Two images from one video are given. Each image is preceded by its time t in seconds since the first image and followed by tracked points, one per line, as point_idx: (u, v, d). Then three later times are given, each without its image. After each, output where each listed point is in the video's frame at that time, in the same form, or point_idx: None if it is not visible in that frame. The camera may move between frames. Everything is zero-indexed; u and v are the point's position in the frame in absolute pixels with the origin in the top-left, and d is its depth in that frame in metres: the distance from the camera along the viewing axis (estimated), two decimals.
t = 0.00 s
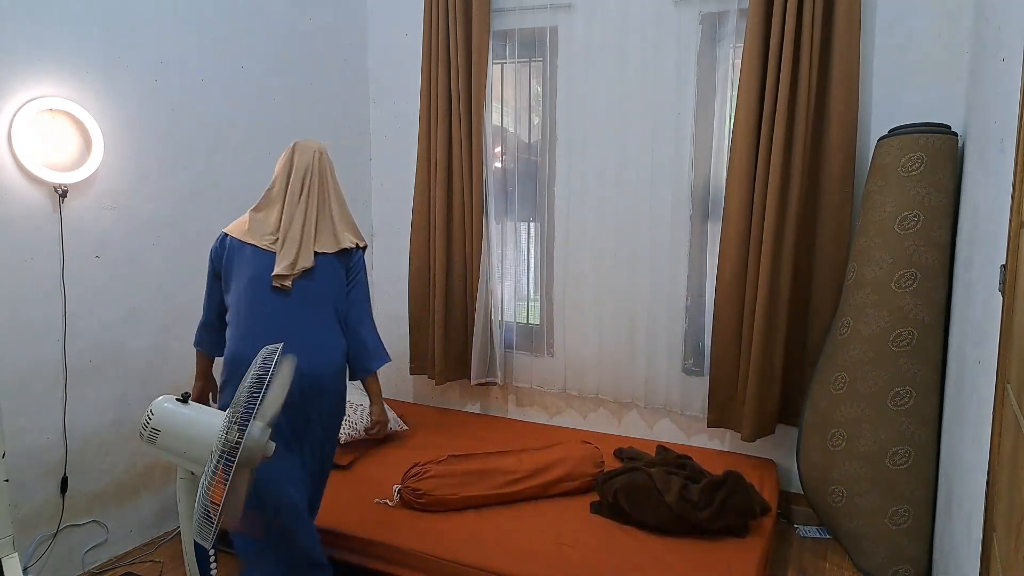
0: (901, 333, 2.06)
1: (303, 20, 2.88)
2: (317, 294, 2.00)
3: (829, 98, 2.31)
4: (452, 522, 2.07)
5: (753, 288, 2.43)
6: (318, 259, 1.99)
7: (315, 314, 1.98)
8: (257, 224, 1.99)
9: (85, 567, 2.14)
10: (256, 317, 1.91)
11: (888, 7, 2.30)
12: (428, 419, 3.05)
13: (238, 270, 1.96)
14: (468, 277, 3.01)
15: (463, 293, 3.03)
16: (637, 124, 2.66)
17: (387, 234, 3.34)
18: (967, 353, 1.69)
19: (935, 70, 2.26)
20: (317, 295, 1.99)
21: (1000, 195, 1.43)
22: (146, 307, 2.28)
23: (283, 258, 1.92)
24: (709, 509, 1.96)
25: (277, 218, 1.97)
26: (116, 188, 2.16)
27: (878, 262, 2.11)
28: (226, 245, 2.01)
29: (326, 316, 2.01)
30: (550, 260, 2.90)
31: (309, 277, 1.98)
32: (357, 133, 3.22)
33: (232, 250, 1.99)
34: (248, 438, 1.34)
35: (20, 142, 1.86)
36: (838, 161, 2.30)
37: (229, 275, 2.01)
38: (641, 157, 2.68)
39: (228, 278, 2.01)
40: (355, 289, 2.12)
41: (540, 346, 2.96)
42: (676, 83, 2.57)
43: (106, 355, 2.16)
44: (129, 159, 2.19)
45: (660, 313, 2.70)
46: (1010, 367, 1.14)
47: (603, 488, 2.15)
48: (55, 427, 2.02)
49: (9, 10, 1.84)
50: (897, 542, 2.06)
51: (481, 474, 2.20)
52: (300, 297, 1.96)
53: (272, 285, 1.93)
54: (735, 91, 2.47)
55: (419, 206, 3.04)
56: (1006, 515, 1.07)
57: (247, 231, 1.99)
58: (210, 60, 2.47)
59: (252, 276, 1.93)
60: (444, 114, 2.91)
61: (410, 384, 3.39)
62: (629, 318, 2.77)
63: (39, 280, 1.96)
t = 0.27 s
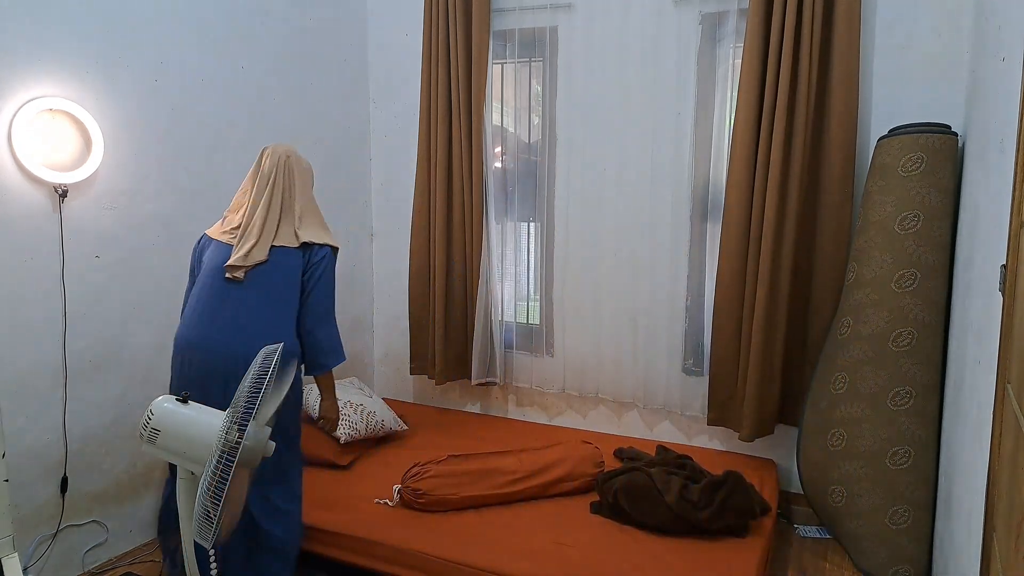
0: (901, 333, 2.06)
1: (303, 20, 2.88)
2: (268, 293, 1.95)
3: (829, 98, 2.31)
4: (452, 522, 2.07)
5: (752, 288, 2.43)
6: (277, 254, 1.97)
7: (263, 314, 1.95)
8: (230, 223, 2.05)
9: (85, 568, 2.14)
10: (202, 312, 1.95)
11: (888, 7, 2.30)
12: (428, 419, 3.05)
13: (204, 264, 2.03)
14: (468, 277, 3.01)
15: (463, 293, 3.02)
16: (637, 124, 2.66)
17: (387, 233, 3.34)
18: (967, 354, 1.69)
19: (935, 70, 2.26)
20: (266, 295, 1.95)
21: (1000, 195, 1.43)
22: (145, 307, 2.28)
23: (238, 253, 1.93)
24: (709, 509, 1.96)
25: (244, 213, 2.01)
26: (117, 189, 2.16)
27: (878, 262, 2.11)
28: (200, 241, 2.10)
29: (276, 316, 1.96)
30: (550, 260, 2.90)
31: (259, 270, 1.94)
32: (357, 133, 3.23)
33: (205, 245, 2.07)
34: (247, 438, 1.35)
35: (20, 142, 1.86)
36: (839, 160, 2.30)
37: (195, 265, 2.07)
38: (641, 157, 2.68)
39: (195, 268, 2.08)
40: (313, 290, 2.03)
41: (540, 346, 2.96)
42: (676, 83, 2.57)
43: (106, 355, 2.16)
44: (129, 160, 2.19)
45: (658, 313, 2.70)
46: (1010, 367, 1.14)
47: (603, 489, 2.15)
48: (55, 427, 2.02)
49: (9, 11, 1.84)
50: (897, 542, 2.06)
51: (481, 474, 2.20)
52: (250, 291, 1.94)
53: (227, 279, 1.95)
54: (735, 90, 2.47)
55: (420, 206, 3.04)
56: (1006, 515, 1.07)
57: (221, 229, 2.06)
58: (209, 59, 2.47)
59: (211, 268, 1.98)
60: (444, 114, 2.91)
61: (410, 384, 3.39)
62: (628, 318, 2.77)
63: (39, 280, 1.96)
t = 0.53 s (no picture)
0: (901, 333, 2.06)
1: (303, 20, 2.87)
2: (207, 308, 1.88)
3: (829, 98, 2.31)
4: (452, 522, 2.07)
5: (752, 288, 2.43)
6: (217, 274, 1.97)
7: (191, 317, 1.87)
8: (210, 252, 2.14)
9: (85, 568, 2.14)
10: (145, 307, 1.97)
11: (888, 7, 2.30)
12: (428, 419, 3.05)
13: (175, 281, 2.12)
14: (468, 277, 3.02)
15: (463, 293, 3.03)
16: (637, 124, 2.66)
17: (387, 234, 3.34)
18: (967, 354, 1.69)
19: (935, 70, 2.26)
20: (205, 301, 1.88)
21: (1000, 195, 1.43)
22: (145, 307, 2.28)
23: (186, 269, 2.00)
24: (709, 509, 1.96)
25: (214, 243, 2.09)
26: (117, 189, 2.16)
27: (879, 262, 2.11)
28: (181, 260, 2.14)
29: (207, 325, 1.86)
30: (550, 260, 2.90)
31: (201, 286, 1.91)
32: (357, 134, 3.23)
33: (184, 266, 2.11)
34: (248, 438, 1.35)
35: (20, 142, 1.86)
36: (839, 160, 2.30)
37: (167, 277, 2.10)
38: (641, 157, 2.68)
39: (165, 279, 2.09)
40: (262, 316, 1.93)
41: (540, 346, 2.96)
42: (676, 83, 2.57)
43: (106, 355, 2.16)
44: (129, 160, 2.19)
45: (657, 313, 2.70)
46: (1010, 367, 1.14)
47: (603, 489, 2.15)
48: (55, 427, 2.02)
49: (9, 11, 1.84)
50: (897, 542, 2.06)
51: (481, 474, 2.20)
52: (189, 296, 1.91)
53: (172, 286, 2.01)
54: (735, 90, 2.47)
55: (420, 205, 3.04)
56: (1006, 515, 1.07)
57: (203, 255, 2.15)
58: (209, 59, 2.46)
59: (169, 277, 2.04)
60: (444, 114, 2.91)
61: (411, 385, 3.39)
62: (628, 318, 2.77)
63: (39, 280, 1.96)
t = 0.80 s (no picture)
0: (901, 333, 2.06)
1: (303, 20, 2.87)
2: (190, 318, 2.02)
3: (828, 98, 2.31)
4: (452, 522, 2.07)
5: (752, 288, 2.43)
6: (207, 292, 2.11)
7: (171, 318, 1.99)
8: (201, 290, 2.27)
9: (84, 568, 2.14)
10: (125, 307, 2.04)
11: (888, 7, 2.30)
12: (428, 419, 3.05)
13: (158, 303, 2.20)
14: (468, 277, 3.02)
15: (462, 293, 3.03)
16: (637, 123, 2.66)
17: (387, 233, 3.34)
18: (967, 354, 1.69)
19: (935, 70, 2.26)
20: (183, 306, 2.02)
21: (1000, 195, 1.43)
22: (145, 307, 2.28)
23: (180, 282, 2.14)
24: (709, 509, 1.96)
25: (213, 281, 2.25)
26: (116, 189, 2.16)
27: (879, 262, 2.11)
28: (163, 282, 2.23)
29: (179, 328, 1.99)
30: (550, 260, 2.90)
31: (189, 295, 2.05)
32: (357, 134, 3.22)
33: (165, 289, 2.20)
34: (247, 438, 1.35)
35: (20, 142, 1.86)
36: (839, 160, 2.30)
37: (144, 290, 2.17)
38: (641, 157, 2.67)
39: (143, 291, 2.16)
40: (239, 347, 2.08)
41: (540, 346, 2.96)
42: (676, 83, 2.57)
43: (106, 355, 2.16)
44: (129, 160, 2.19)
45: (657, 313, 2.71)
46: (1010, 367, 1.14)
47: (603, 489, 2.15)
48: (55, 427, 2.03)
49: (9, 11, 1.84)
50: (898, 542, 2.06)
51: (481, 474, 2.20)
52: (174, 298, 2.05)
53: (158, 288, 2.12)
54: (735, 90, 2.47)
55: (420, 205, 3.04)
56: (1006, 516, 1.07)
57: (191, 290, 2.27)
58: (208, 59, 2.46)
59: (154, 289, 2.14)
60: (444, 114, 2.91)
61: (411, 385, 3.39)
62: (628, 318, 2.77)
63: (39, 280, 1.96)
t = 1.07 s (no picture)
0: (901, 333, 2.06)
1: (303, 20, 2.87)
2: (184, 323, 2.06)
3: (828, 98, 2.31)
4: (452, 522, 2.07)
5: (751, 288, 2.43)
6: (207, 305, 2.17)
7: (165, 321, 2.03)
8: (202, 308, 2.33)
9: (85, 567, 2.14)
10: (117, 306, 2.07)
11: (889, 7, 2.30)
12: (428, 419, 3.05)
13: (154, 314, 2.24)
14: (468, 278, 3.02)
15: (462, 293, 3.03)
16: (637, 124, 2.66)
17: (387, 233, 3.34)
18: (967, 354, 1.70)
19: (936, 70, 2.26)
20: (176, 311, 2.06)
21: (1000, 195, 1.43)
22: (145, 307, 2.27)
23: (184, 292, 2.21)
24: (709, 509, 1.96)
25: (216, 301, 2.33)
26: (116, 189, 2.16)
27: (879, 262, 2.11)
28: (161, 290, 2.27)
29: (173, 332, 2.02)
30: (550, 260, 2.89)
31: (189, 302, 2.11)
32: (357, 133, 3.22)
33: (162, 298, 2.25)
34: (247, 438, 1.35)
35: (20, 142, 1.86)
36: (839, 160, 2.30)
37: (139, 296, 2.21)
38: (641, 156, 2.67)
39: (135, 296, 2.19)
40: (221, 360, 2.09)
41: (540, 346, 2.95)
42: (676, 83, 2.57)
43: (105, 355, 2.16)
44: (129, 160, 2.19)
45: (656, 313, 2.71)
46: (1010, 367, 1.14)
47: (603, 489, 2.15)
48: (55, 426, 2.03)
49: (9, 11, 1.84)
50: (898, 541, 2.06)
51: (481, 474, 2.20)
52: (173, 300, 2.09)
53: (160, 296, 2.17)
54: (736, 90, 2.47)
55: (419, 205, 3.04)
56: (1007, 516, 1.07)
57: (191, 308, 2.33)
58: (208, 59, 2.46)
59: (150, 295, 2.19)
60: (444, 114, 2.91)
61: (411, 385, 3.39)
62: (628, 319, 2.77)
63: (39, 280, 1.96)
